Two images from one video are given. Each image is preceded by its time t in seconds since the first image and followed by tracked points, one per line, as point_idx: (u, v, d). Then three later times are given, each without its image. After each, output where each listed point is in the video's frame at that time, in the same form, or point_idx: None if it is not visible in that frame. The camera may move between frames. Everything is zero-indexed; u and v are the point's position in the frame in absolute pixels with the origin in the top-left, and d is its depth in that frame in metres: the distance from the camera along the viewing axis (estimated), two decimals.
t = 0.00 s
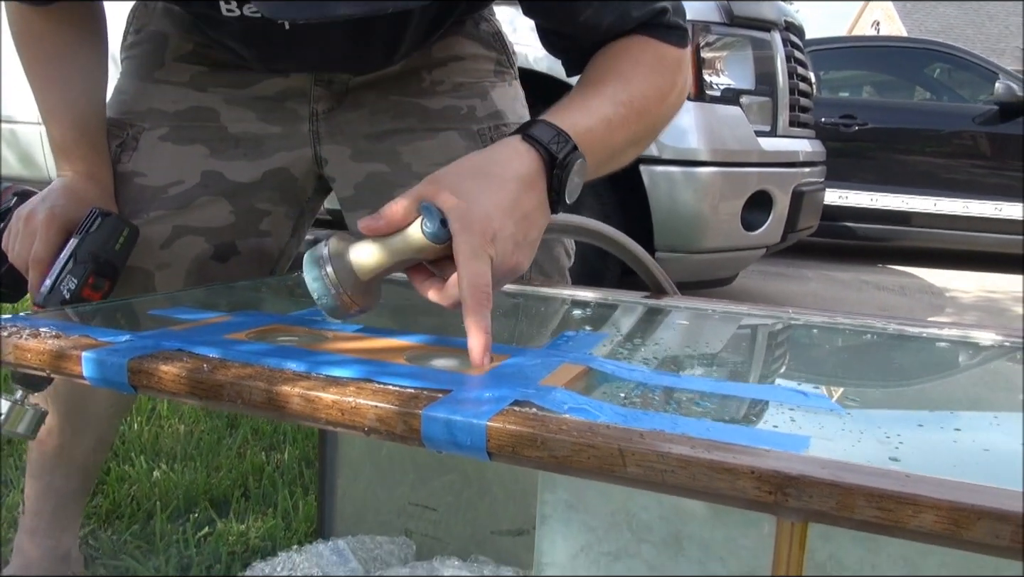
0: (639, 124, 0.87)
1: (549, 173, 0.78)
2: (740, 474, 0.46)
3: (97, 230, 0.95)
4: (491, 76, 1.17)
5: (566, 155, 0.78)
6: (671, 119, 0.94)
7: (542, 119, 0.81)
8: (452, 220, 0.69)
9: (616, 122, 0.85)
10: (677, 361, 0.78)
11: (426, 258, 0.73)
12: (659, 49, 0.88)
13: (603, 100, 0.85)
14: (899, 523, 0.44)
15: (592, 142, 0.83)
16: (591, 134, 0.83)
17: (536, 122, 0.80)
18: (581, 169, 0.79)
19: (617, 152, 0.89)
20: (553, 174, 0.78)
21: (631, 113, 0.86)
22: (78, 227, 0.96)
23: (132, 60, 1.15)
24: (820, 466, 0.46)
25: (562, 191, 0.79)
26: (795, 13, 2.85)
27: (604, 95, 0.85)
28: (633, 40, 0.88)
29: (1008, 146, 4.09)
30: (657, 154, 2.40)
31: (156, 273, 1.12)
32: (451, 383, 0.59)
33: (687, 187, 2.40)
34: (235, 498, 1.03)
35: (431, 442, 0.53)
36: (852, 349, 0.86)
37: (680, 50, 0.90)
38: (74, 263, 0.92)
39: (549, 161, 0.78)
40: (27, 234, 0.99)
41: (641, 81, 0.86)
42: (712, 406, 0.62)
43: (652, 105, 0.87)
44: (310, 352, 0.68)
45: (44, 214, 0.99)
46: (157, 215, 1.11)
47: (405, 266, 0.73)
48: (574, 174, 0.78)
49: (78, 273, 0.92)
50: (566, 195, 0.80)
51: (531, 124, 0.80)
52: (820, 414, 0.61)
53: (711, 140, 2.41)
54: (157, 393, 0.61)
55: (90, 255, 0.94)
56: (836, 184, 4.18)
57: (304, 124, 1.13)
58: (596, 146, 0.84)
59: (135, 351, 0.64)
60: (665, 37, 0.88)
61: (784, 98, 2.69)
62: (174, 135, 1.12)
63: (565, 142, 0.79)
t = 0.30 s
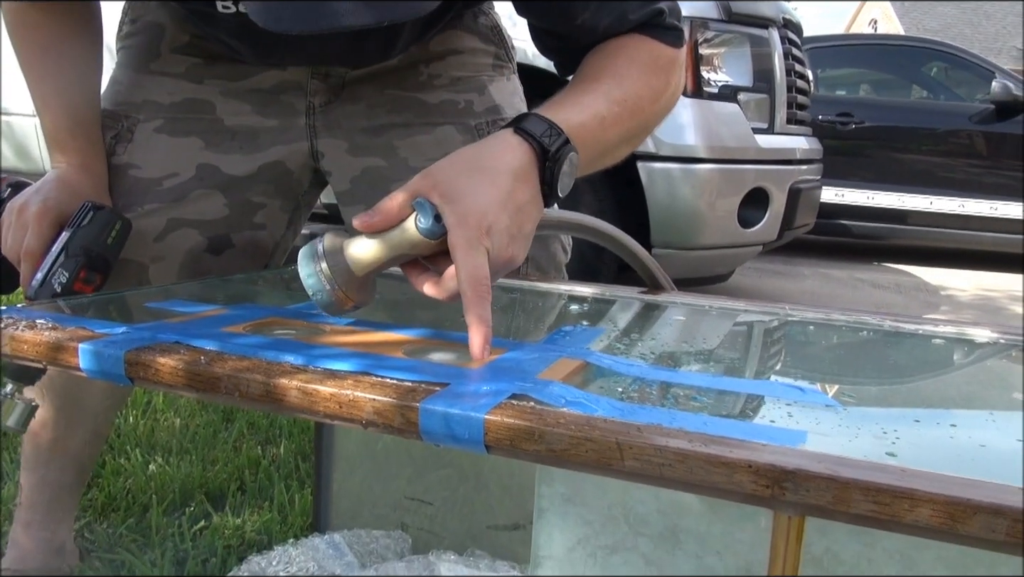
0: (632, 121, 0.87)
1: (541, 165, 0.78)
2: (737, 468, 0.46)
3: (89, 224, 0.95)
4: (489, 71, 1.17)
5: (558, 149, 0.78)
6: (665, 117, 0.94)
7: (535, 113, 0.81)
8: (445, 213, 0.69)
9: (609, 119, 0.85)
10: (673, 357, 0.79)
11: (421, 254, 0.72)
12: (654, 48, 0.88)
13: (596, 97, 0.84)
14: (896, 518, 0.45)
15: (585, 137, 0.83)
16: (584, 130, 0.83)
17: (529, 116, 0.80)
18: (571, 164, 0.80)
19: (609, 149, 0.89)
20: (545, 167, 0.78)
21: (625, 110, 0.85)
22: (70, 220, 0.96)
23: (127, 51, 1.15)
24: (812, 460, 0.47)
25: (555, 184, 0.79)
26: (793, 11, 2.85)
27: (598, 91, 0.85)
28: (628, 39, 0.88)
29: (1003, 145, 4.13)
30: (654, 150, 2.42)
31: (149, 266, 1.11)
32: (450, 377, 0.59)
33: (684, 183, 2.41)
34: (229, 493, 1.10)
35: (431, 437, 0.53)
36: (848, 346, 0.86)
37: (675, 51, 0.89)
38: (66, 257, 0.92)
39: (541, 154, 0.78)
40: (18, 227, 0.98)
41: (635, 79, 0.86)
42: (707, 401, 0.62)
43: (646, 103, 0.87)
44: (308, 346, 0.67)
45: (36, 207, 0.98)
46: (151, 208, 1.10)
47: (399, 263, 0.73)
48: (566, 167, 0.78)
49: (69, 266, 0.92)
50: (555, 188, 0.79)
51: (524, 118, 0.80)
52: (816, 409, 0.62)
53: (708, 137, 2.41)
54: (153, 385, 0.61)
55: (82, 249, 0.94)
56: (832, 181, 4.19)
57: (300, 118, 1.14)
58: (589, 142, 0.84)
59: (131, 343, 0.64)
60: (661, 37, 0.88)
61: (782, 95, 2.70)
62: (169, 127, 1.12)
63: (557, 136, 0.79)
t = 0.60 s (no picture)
0: (624, 110, 0.88)
1: (537, 158, 0.79)
2: (730, 462, 0.46)
3: (82, 216, 0.95)
4: (487, 65, 1.17)
5: (556, 143, 0.79)
6: (653, 108, 0.95)
7: (533, 104, 0.81)
8: (443, 201, 0.69)
9: (603, 108, 0.86)
10: (671, 352, 0.79)
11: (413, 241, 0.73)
12: (646, 38, 0.89)
13: (589, 86, 0.85)
14: (888, 512, 0.44)
15: (581, 127, 0.83)
16: (580, 119, 0.83)
17: (526, 108, 0.80)
18: (565, 158, 0.80)
19: (600, 139, 0.89)
20: (541, 160, 0.79)
21: (619, 99, 0.86)
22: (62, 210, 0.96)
23: (124, 44, 1.15)
24: (803, 454, 0.47)
25: (549, 176, 0.80)
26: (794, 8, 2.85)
27: (592, 80, 0.85)
28: (622, 28, 0.89)
29: (1003, 144, 4.14)
30: (654, 148, 2.42)
31: (145, 258, 1.11)
32: (447, 370, 0.60)
33: (686, 179, 2.41)
34: (226, 487, 1.03)
35: (425, 430, 0.53)
36: (845, 343, 0.86)
37: (665, 39, 0.91)
38: (58, 248, 0.92)
39: (538, 147, 0.79)
40: (11, 217, 0.99)
41: (628, 69, 0.87)
42: (702, 395, 0.62)
43: (638, 92, 0.88)
44: (304, 339, 0.67)
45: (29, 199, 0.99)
46: (148, 201, 1.10)
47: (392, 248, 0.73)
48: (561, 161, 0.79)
49: (61, 258, 0.91)
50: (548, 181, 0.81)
51: (522, 108, 0.80)
52: (811, 404, 0.62)
53: (708, 134, 2.41)
54: (148, 377, 0.61)
55: (73, 240, 0.93)
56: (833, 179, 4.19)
57: (296, 111, 1.14)
58: (584, 131, 0.84)
59: (127, 335, 0.64)
60: (653, 25, 0.90)
61: (783, 92, 2.69)
62: (164, 120, 1.12)
63: (555, 129, 0.79)
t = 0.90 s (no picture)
0: (627, 116, 0.87)
1: (538, 167, 0.79)
2: (744, 470, 0.46)
3: (90, 216, 0.95)
4: (495, 67, 1.17)
5: (559, 153, 0.78)
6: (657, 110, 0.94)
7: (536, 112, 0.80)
8: (445, 207, 0.70)
9: (605, 115, 0.86)
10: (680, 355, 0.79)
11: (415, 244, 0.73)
12: (652, 44, 0.88)
13: (593, 92, 0.85)
14: (901, 522, 0.45)
15: (581, 134, 0.83)
16: (581, 125, 0.83)
17: (530, 115, 0.79)
18: (564, 167, 0.80)
19: (601, 144, 0.89)
20: (543, 169, 0.79)
21: (622, 105, 0.86)
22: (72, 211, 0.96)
23: (134, 44, 1.15)
24: (817, 462, 0.47)
25: (550, 184, 0.80)
26: (801, 6, 2.84)
27: (596, 87, 0.85)
28: (630, 34, 0.88)
29: (1012, 144, 4.10)
30: (660, 147, 2.41)
31: (153, 258, 1.12)
32: (458, 375, 0.60)
33: (691, 180, 2.41)
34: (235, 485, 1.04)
35: (438, 435, 0.53)
36: (853, 346, 0.86)
37: (671, 43, 0.90)
38: (67, 249, 0.92)
39: (541, 157, 0.78)
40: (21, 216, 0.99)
41: (633, 75, 0.87)
42: (714, 401, 0.62)
43: (642, 98, 0.88)
44: (315, 342, 0.68)
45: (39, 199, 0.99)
46: (155, 201, 1.11)
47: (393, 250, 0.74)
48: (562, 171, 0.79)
49: (70, 259, 0.92)
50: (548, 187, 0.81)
51: (525, 116, 0.79)
52: (822, 411, 0.62)
53: (714, 134, 2.40)
54: (162, 380, 0.62)
55: (83, 241, 0.94)
56: (839, 178, 4.18)
57: (305, 112, 1.14)
58: (584, 136, 0.84)
59: (140, 338, 0.64)
60: (659, 30, 0.89)
61: (789, 91, 2.68)
62: (173, 121, 1.12)
63: (558, 139, 0.79)
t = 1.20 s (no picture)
0: (637, 114, 0.94)
1: (547, 136, 0.84)
2: (775, 473, 0.46)
3: (116, 216, 0.96)
4: (514, 67, 1.17)
5: (567, 121, 0.84)
6: (666, 124, 1.01)
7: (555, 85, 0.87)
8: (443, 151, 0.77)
9: (615, 107, 0.92)
10: (701, 356, 0.79)
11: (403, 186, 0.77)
12: (672, 57, 0.94)
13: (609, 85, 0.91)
14: (934, 526, 0.45)
15: (593, 117, 0.89)
16: (592, 107, 0.89)
17: (548, 86, 0.86)
18: (574, 138, 0.86)
19: (608, 137, 0.94)
20: (551, 135, 0.84)
21: (633, 103, 0.92)
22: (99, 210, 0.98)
23: (156, 43, 1.16)
24: (847, 465, 0.47)
25: (556, 153, 0.85)
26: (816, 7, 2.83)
27: (613, 82, 0.92)
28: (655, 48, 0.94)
29: None
30: (675, 148, 2.41)
31: (174, 256, 1.12)
32: (483, 375, 0.60)
33: (705, 180, 2.40)
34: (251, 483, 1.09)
35: (466, 435, 0.54)
36: (873, 348, 0.86)
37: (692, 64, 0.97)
38: (92, 247, 0.93)
39: (551, 122, 0.84)
40: (46, 214, 1.01)
41: (648, 80, 0.93)
42: (741, 404, 0.62)
43: (653, 101, 0.94)
44: (338, 341, 0.68)
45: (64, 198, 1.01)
46: (176, 199, 1.11)
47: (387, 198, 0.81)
48: (570, 139, 0.84)
49: (95, 257, 0.92)
50: (555, 158, 0.86)
51: (543, 86, 0.86)
52: (848, 414, 0.61)
53: (729, 135, 2.40)
54: (189, 378, 0.62)
55: (107, 240, 0.95)
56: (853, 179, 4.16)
57: (325, 111, 1.15)
58: (595, 121, 0.90)
59: (168, 336, 0.65)
60: (685, 49, 0.95)
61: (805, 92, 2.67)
62: (196, 120, 1.13)
63: (569, 109, 0.85)
